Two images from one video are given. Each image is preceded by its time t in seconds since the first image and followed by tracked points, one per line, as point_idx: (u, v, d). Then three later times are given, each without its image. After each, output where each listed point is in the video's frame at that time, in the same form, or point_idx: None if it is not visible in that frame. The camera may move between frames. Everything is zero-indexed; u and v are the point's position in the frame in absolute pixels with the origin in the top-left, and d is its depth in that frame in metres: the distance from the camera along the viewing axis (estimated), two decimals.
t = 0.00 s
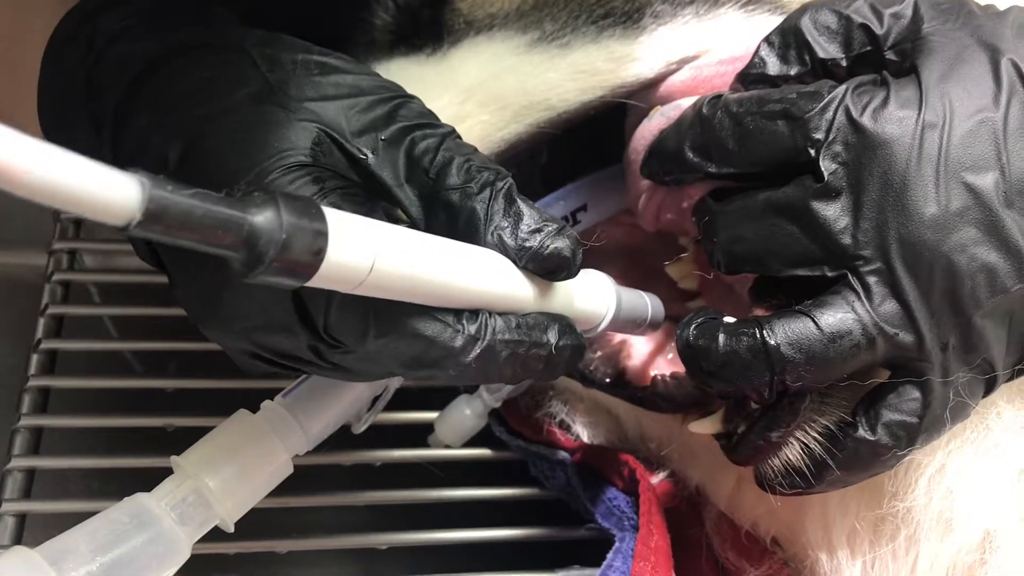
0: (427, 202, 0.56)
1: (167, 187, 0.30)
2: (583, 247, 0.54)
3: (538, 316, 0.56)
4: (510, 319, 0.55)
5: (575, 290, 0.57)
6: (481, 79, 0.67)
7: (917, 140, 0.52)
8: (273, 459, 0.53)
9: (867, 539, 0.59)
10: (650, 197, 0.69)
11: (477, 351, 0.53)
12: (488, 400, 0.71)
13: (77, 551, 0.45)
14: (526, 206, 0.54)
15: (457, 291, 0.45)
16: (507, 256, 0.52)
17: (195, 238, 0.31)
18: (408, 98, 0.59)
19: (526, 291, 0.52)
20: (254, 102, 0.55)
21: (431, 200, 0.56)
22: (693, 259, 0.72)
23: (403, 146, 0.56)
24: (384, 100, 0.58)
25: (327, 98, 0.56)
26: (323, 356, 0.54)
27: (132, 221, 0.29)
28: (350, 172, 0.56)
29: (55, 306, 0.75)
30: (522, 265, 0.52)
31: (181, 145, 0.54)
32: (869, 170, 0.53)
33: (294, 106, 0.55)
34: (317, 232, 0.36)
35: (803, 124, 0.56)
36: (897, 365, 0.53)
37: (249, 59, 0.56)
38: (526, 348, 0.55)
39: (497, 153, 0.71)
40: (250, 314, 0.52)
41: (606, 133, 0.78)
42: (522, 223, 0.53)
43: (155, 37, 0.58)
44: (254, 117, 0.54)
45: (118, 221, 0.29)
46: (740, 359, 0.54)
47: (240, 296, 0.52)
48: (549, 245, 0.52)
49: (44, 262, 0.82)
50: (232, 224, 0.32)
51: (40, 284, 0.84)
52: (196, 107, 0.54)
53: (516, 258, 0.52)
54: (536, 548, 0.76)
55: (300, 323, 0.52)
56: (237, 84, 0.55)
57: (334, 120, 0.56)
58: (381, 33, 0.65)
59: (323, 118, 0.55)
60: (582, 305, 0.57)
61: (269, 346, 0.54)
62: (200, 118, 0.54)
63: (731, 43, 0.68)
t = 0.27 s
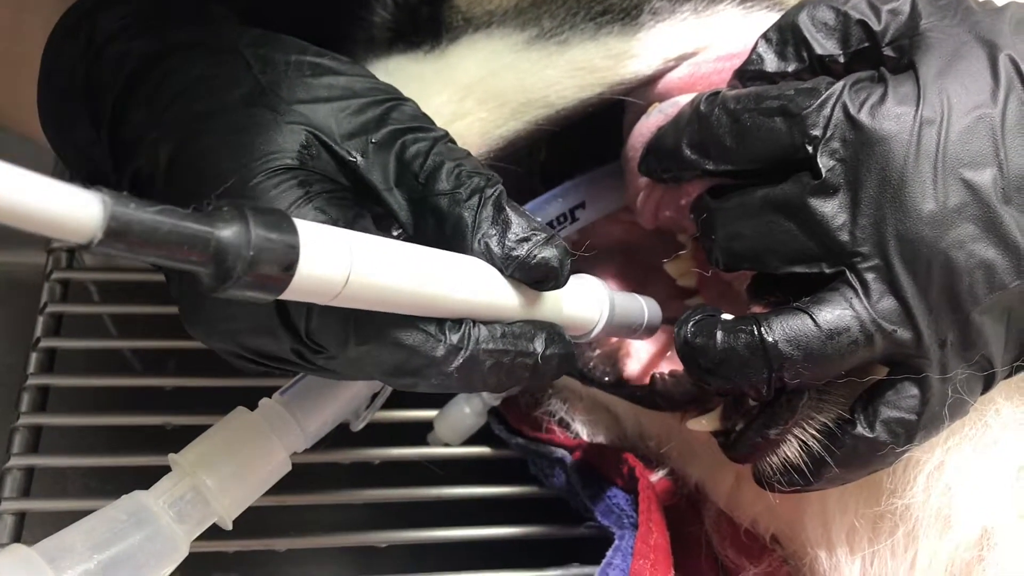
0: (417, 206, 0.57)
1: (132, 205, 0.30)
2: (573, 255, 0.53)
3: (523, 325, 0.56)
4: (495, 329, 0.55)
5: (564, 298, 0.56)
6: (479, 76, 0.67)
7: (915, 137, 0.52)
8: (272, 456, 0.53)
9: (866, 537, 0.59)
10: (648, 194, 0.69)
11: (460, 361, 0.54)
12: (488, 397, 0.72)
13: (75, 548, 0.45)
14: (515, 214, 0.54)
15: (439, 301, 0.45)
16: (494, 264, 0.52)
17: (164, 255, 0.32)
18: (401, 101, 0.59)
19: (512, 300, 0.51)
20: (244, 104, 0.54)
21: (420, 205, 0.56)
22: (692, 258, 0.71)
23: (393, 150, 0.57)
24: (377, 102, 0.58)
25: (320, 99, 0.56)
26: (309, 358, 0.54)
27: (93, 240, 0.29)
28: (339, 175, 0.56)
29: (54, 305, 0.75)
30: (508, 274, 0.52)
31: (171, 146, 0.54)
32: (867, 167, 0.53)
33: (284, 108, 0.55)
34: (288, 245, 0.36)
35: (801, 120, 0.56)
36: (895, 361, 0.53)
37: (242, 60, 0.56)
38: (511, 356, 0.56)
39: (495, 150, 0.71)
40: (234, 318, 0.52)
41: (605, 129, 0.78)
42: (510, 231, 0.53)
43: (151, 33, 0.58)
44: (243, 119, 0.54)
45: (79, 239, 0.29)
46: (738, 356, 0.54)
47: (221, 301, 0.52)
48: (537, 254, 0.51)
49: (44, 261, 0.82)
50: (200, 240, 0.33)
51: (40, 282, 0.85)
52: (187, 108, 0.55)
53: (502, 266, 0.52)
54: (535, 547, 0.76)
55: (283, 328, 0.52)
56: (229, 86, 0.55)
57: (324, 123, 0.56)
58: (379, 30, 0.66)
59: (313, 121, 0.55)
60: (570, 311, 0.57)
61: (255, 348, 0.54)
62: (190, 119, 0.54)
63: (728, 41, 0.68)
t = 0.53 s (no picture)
0: (413, 210, 0.58)
1: (126, 218, 0.31)
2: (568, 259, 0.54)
3: (518, 330, 0.57)
4: (490, 334, 0.56)
5: (560, 300, 0.56)
6: (476, 78, 0.67)
7: (908, 138, 0.52)
8: (270, 456, 0.53)
9: (861, 536, 0.60)
10: (645, 196, 0.70)
11: (455, 365, 0.54)
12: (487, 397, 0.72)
13: (74, 549, 0.46)
14: (511, 218, 0.55)
15: (433, 306, 0.46)
16: (490, 268, 0.52)
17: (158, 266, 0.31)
18: (399, 105, 0.59)
19: (507, 304, 0.52)
20: (244, 106, 0.55)
21: (417, 207, 0.58)
22: (688, 259, 0.71)
23: (391, 154, 0.57)
24: (376, 106, 0.59)
25: (317, 103, 0.57)
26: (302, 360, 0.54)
27: (87, 251, 0.29)
28: (338, 179, 0.57)
29: (54, 305, 0.76)
30: (505, 278, 0.52)
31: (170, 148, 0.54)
32: (860, 168, 0.53)
33: (283, 111, 0.55)
34: (281, 255, 0.37)
35: (795, 122, 0.56)
36: (888, 362, 0.53)
37: (242, 64, 0.57)
38: (505, 361, 0.57)
39: (492, 151, 0.71)
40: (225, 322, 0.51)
41: (603, 130, 0.78)
42: (506, 236, 0.53)
43: (149, 36, 0.58)
44: (242, 122, 0.54)
45: (73, 251, 0.29)
46: (732, 357, 0.55)
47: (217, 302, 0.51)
48: (532, 259, 0.52)
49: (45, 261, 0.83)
50: (194, 252, 0.32)
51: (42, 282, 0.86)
52: (185, 111, 0.55)
53: (498, 271, 0.52)
54: (534, 545, 0.77)
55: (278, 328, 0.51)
56: (227, 89, 0.55)
57: (322, 127, 0.56)
58: (377, 31, 0.65)
59: (311, 124, 0.56)
60: (566, 314, 0.57)
61: (251, 351, 0.53)
62: (190, 122, 0.55)
63: (725, 42, 0.69)
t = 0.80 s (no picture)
0: (407, 213, 0.57)
1: (107, 219, 0.30)
2: (562, 266, 0.53)
3: (511, 335, 0.56)
4: (482, 339, 0.55)
5: (554, 305, 0.56)
6: (475, 77, 0.67)
7: (909, 138, 0.52)
8: (269, 457, 0.53)
9: (863, 536, 0.59)
10: (644, 196, 0.70)
11: (447, 369, 0.53)
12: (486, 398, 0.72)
13: (72, 550, 0.46)
14: (504, 224, 0.54)
15: (423, 310, 0.46)
16: (483, 274, 0.52)
17: (137, 266, 0.31)
18: (394, 107, 0.59)
19: (499, 309, 0.51)
20: (236, 110, 0.55)
21: (411, 211, 0.57)
22: (687, 259, 0.71)
23: (384, 158, 0.57)
24: (371, 108, 0.58)
25: (310, 106, 0.56)
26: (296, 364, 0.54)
27: (67, 251, 0.29)
28: (331, 182, 0.56)
29: (52, 306, 0.76)
30: (496, 283, 0.52)
31: (162, 153, 0.55)
32: (861, 168, 0.53)
33: (274, 114, 0.55)
34: (266, 257, 0.36)
35: (795, 122, 0.56)
36: (889, 362, 0.53)
37: (236, 66, 0.57)
38: (497, 366, 0.56)
39: (491, 150, 0.71)
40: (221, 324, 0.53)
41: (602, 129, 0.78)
42: (498, 241, 0.53)
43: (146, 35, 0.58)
44: (234, 126, 0.54)
45: (53, 251, 0.29)
46: (732, 357, 0.54)
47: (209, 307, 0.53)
48: (525, 265, 0.51)
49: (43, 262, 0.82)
50: (177, 253, 0.32)
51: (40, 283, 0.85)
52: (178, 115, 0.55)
53: (490, 276, 0.52)
54: (534, 545, 0.77)
55: (268, 333, 0.52)
56: (221, 93, 0.55)
57: (315, 130, 0.56)
58: (376, 31, 0.65)
59: (303, 127, 0.55)
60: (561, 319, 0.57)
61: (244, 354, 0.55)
62: (183, 125, 0.55)
63: (724, 42, 0.68)
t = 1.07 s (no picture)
0: (420, 210, 0.58)
1: (161, 208, 0.31)
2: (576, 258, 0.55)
3: (528, 327, 0.57)
4: (501, 330, 0.57)
5: (566, 297, 0.58)
6: (475, 80, 0.67)
7: (906, 140, 0.52)
8: (272, 458, 0.54)
9: (861, 538, 0.60)
10: (644, 198, 0.70)
11: (469, 360, 0.55)
12: (487, 400, 0.72)
13: (76, 550, 0.46)
14: (519, 217, 0.56)
15: (448, 302, 0.47)
16: (500, 267, 0.54)
17: (191, 257, 0.32)
18: (402, 107, 0.60)
19: (517, 300, 0.53)
20: (250, 110, 0.55)
21: (423, 208, 0.58)
22: (687, 261, 0.71)
23: (397, 156, 0.58)
24: (381, 108, 0.59)
25: (322, 106, 0.57)
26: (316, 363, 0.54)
27: (124, 243, 0.29)
28: (345, 181, 0.57)
29: (55, 307, 0.76)
30: (513, 275, 0.53)
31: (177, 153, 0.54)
32: (858, 170, 0.53)
33: (289, 114, 0.55)
34: (309, 248, 0.37)
35: (793, 124, 0.56)
36: (886, 363, 0.53)
37: (245, 66, 0.57)
38: (516, 357, 0.57)
39: (491, 153, 0.71)
40: (238, 322, 0.52)
41: (602, 131, 0.78)
42: (514, 234, 0.54)
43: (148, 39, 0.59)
44: (250, 124, 0.54)
45: (110, 241, 0.29)
46: (731, 358, 0.55)
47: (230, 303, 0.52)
48: (542, 256, 0.53)
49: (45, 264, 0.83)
50: (226, 242, 0.33)
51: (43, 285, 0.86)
52: (190, 114, 0.55)
53: (508, 268, 0.53)
54: (534, 546, 0.77)
55: (293, 331, 0.51)
56: (233, 93, 0.55)
57: (328, 129, 0.56)
58: (376, 33, 0.66)
59: (318, 127, 0.56)
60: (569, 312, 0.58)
61: (263, 355, 0.53)
62: (196, 126, 0.54)
63: (722, 44, 0.68)
